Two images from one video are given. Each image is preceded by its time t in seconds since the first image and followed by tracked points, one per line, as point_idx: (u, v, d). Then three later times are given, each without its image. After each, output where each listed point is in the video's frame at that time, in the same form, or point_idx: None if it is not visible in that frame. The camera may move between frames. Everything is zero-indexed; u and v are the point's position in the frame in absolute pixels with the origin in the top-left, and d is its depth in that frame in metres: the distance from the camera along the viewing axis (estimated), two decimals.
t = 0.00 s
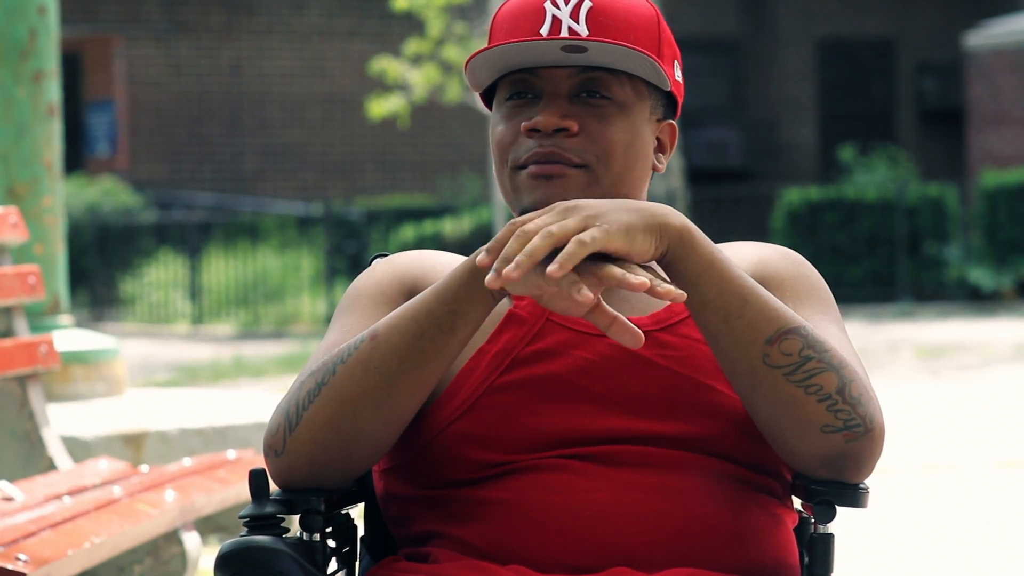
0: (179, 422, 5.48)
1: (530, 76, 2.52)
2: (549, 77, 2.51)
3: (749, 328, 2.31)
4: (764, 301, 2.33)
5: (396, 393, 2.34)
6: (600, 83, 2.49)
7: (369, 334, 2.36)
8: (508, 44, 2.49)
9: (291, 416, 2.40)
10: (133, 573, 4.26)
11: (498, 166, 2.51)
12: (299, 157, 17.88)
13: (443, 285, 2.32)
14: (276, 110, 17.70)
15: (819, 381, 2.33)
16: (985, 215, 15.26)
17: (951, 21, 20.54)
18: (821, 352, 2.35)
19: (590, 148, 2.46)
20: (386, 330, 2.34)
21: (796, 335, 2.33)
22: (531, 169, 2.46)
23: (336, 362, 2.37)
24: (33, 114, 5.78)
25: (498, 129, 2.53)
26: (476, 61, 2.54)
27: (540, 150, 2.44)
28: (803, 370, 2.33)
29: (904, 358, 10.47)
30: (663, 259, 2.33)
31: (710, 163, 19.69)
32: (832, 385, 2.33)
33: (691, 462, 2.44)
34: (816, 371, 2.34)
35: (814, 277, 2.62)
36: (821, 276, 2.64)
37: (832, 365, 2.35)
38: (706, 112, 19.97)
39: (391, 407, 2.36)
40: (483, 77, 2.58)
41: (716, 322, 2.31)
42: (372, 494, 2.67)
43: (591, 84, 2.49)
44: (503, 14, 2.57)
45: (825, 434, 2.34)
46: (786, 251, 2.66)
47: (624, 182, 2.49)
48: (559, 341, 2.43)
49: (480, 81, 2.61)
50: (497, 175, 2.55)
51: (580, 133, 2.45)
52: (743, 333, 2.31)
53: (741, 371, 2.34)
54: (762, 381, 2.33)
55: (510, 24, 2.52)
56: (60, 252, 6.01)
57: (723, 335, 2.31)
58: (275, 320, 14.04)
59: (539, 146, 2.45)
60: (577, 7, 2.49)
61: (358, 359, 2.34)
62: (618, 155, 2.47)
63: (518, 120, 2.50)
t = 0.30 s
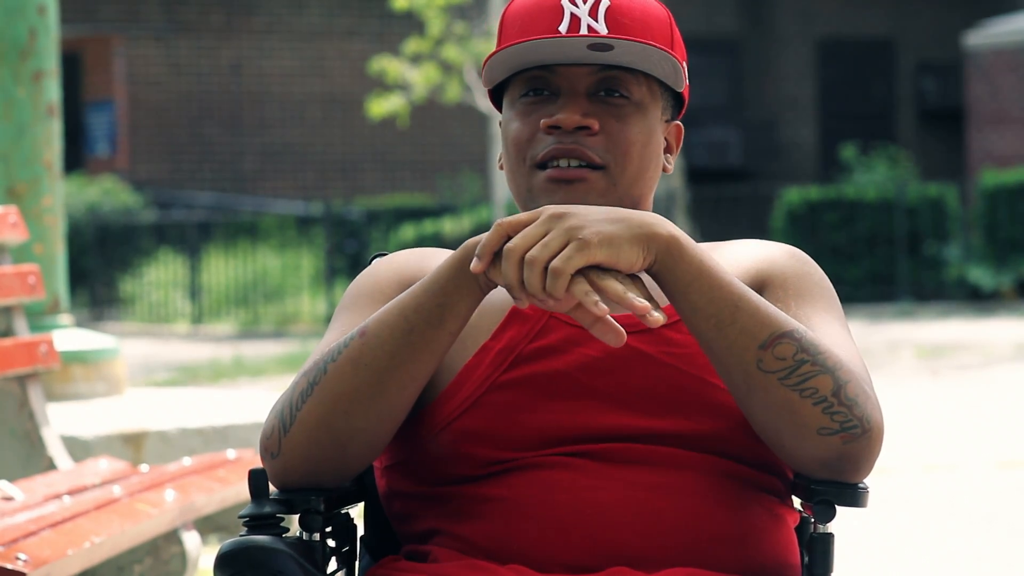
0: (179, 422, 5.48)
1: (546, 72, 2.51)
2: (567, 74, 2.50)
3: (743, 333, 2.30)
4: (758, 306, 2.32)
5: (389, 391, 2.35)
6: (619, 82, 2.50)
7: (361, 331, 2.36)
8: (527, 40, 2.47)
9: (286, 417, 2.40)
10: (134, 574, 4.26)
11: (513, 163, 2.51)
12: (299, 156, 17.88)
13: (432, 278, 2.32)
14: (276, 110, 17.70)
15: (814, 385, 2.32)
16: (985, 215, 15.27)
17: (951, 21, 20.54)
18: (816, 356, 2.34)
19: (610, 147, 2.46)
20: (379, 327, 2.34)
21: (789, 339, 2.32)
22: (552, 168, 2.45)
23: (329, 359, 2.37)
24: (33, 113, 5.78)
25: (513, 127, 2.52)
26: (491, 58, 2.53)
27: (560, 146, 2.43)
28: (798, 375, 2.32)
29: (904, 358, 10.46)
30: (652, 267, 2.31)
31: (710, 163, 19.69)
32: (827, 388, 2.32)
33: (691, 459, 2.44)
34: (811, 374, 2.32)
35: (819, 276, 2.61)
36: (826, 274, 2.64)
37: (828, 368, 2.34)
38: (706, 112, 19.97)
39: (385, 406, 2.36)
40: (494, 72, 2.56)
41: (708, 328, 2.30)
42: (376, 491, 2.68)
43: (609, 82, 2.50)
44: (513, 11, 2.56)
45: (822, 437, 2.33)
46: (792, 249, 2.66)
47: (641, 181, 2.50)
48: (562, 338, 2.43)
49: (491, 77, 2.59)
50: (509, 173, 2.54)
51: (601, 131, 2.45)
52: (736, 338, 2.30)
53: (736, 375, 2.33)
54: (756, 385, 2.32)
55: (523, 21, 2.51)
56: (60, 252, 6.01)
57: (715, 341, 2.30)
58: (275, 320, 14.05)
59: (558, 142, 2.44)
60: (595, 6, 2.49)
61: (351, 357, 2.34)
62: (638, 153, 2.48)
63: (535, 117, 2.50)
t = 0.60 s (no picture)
0: (179, 422, 5.48)
1: (554, 71, 2.51)
2: (574, 73, 2.50)
3: (743, 334, 2.30)
4: (757, 306, 2.31)
5: (391, 389, 2.35)
6: (626, 82, 2.50)
7: (363, 330, 2.36)
8: (535, 39, 2.48)
9: (287, 417, 2.40)
10: (134, 573, 4.25)
11: (520, 162, 2.50)
12: (298, 157, 17.88)
13: (435, 276, 2.33)
14: (276, 110, 17.69)
15: (813, 387, 2.32)
16: (985, 215, 15.28)
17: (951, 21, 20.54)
18: (816, 357, 2.33)
19: (617, 148, 2.46)
20: (381, 325, 2.34)
21: (788, 340, 2.32)
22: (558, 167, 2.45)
23: (330, 359, 2.37)
24: (33, 114, 5.78)
25: (519, 125, 2.52)
26: (498, 57, 2.53)
27: (568, 146, 2.43)
28: (797, 377, 2.31)
29: (904, 358, 10.46)
30: (652, 270, 2.30)
31: (710, 163, 19.69)
32: (827, 389, 2.32)
33: (693, 459, 2.43)
34: (810, 376, 2.32)
35: (823, 275, 2.61)
36: (830, 274, 2.64)
37: (828, 368, 2.33)
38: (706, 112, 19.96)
39: (387, 405, 2.36)
40: (501, 72, 2.56)
41: (706, 328, 2.29)
42: (379, 489, 2.67)
43: (617, 82, 2.49)
44: (521, 10, 2.56)
45: (822, 437, 2.33)
46: (796, 248, 2.66)
47: (649, 179, 2.50)
48: (564, 336, 2.43)
49: (498, 76, 2.59)
50: (515, 172, 2.54)
51: (608, 131, 2.45)
52: (735, 339, 2.30)
53: (736, 375, 2.32)
54: (756, 385, 2.32)
55: (531, 20, 2.51)
56: (60, 252, 6.00)
57: (714, 342, 2.30)
58: (275, 320, 14.07)
59: (566, 142, 2.43)
60: (603, 5, 2.50)
61: (353, 355, 2.34)
62: (643, 154, 2.47)
63: (542, 116, 2.49)
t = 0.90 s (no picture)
0: (179, 422, 5.48)
1: (543, 71, 2.51)
2: (564, 73, 2.49)
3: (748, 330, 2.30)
4: (761, 303, 2.32)
5: (394, 383, 2.34)
6: (615, 82, 2.50)
7: (364, 326, 2.36)
8: (524, 39, 2.47)
9: (288, 415, 2.40)
10: (134, 573, 4.25)
11: (509, 162, 2.51)
12: (298, 157, 17.87)
13: (435, 272, 2.33)
14: (276, 110, 17.68)
15: (817, 384, 2.32)
16: (986, 215, 15.28)
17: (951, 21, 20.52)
18: (819, 355, 2.33)
19: (605, 149, 2.47)
20: (383, 322, 2.34)
21: (792, 337, 2.32)
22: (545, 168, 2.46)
23: (331, 356, 2.37)
24: (33, 114, 5.79)
25: (509, 125, 2.52)
26: (488, 58, 2.53)
27: (555, 146, 2.44)
28: (801, 374, 2.32)
29: (904, 358, 10.46)
30: (658, 263, 2.30)
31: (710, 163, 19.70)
32: (830, 387, 2.32)
33: (694, 460, 2.43)
34: (814, 374, 2.32)
35: (818, 273, 2.61)
36: (825, 272, 2.64)
37: (830, 367, 2.34)
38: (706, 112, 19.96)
39: (387, 401, 2.36)
40: (491, 72, 2.56)
41: (712, 324, 2.30)
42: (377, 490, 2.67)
43: (606, 81, 2.49)
44: (510, 10, 2.56)
45: (824, 436, 2.33)
46: (792, 247, 2.66)
47: (638, 179, 2.51)
48: (561, 336, 2.42)
49: (489, 76, 2.58)
50: (505, 171, 2.55)
51: (596, 131, 2.46)
52: (740, 336, 2.30)
53: (740, 372, 2.33)
54: (759, 382, 2.32)
55: (520, 20, 2.51)
56: (60, 251, 6.00)
57: (719, 339, 2.30)
58: (276, 320, 14.08)
59: (554, 142, 2.44)
60: (592, 5, 2.49)
61: (355, 351, 2.34)
62: (631, 154, 2.48)
63: (531, 116, 2.50)
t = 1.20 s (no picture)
0: (178, 422, 5.48)
1: (528, 69, 2.62)
2: (549, 71, 2.61)
3: (769, 323, 2.34)
4: (780, 297, 2.36)
5: (376, 368, 2.34)
6: (600, 76, 2.62)
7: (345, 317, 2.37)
8: (510, 38, 2.58)
9: (276, 415, 2.42)
10: (134, 573, 4.26)
11: (501, 158, 2.63)
12: (298, 157, 17.86)
13: (406, 260, 2.33)
14: (276, 110, 17.67)
15: (831, 379, 2.36)
16: (985, 215, 15.28)
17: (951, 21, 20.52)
18: (833, 352, 2.38)
19: (595, 140, 2.60)
20: (360, 314, 2.35)
21: (810, 332, 2.37)
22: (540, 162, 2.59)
23: (315, 350, 2.39)
24: (33, 114, 5.79)
25: (497, 123, 2.64)
26: (473, 60, 2.64)
27: (548, 139, 2.56)
28: (817, 369, 2.36)
29: (904, 358, 10.46)
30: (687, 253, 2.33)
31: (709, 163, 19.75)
32: (844, 383, 2.36)
33: (692, 461, 2.43)
34: (828, 370, 2.36)
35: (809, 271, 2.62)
36: (816, 268, 2.64)
37: (844, 364, 2.38)
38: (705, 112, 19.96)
39: (370, 389, 2.35)
40: (475, 73, 2.67)
41: (738, 317, 2.34)
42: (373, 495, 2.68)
43: (591, 76, 2.62)
44: (490, 11, 2.66)
45: (833, 433, 2.36)
46: (783, 245, 2.67)
47: (630, 168, 2.64)
48: (553, 339, 2.42)
49: (473, 77, 2.69)
50: (496, 168, 2.67)
51: (586, 124, 2.58)
52: (760, 328, 2.34)
53: (758, 363, 2.37)
54: (777, 374, 2.36)
55: (501, 21, 2.61)
56: (60, 251, 6.00)
57: (742, 330, 2.34)
58: (275, 320, 14.12)
59: (546, 136, 2.56)
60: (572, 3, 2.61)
61: (336, 342, 2.35)
62: (622, 144, 2.61)
63: (519, 113, 2.62)
